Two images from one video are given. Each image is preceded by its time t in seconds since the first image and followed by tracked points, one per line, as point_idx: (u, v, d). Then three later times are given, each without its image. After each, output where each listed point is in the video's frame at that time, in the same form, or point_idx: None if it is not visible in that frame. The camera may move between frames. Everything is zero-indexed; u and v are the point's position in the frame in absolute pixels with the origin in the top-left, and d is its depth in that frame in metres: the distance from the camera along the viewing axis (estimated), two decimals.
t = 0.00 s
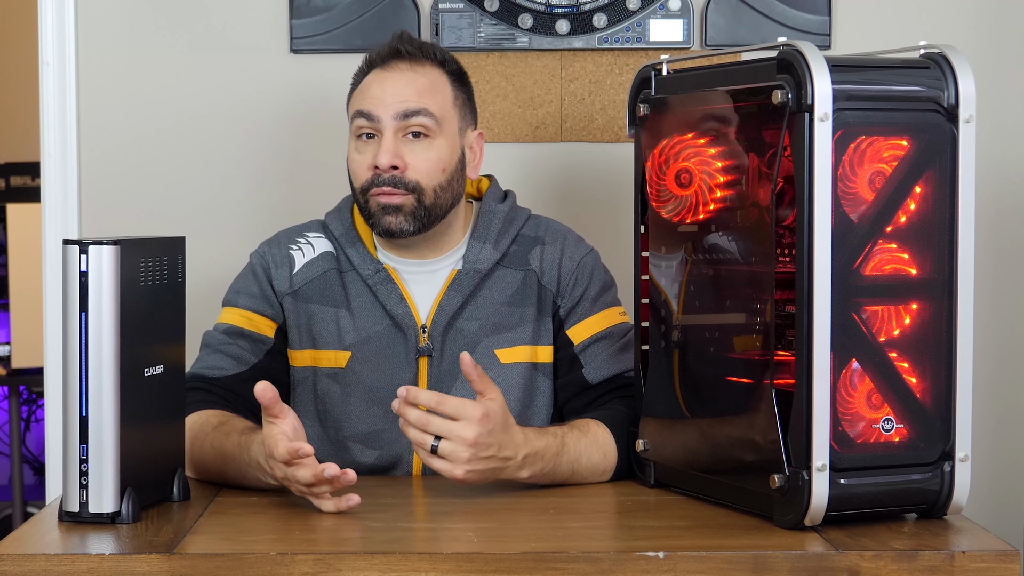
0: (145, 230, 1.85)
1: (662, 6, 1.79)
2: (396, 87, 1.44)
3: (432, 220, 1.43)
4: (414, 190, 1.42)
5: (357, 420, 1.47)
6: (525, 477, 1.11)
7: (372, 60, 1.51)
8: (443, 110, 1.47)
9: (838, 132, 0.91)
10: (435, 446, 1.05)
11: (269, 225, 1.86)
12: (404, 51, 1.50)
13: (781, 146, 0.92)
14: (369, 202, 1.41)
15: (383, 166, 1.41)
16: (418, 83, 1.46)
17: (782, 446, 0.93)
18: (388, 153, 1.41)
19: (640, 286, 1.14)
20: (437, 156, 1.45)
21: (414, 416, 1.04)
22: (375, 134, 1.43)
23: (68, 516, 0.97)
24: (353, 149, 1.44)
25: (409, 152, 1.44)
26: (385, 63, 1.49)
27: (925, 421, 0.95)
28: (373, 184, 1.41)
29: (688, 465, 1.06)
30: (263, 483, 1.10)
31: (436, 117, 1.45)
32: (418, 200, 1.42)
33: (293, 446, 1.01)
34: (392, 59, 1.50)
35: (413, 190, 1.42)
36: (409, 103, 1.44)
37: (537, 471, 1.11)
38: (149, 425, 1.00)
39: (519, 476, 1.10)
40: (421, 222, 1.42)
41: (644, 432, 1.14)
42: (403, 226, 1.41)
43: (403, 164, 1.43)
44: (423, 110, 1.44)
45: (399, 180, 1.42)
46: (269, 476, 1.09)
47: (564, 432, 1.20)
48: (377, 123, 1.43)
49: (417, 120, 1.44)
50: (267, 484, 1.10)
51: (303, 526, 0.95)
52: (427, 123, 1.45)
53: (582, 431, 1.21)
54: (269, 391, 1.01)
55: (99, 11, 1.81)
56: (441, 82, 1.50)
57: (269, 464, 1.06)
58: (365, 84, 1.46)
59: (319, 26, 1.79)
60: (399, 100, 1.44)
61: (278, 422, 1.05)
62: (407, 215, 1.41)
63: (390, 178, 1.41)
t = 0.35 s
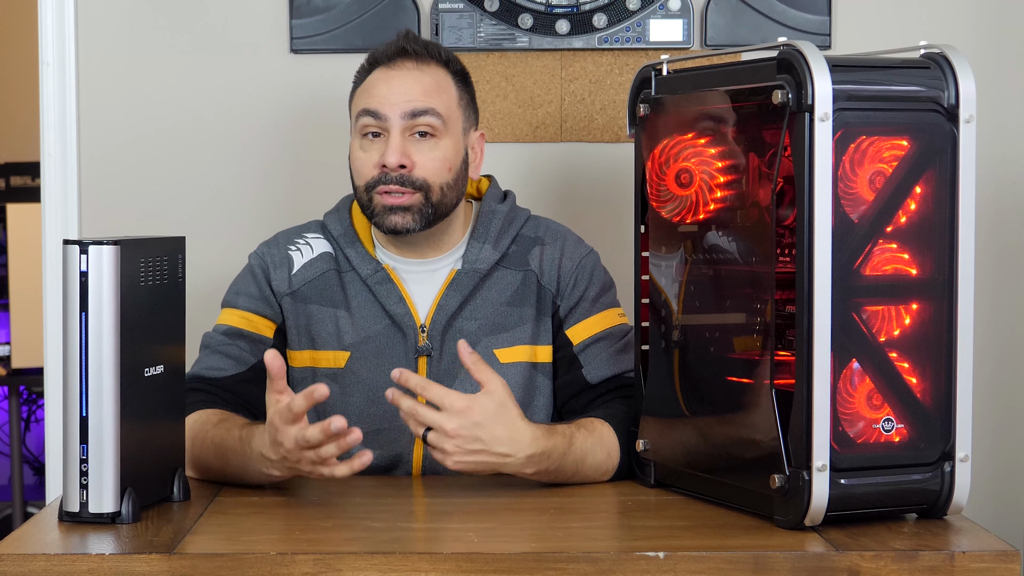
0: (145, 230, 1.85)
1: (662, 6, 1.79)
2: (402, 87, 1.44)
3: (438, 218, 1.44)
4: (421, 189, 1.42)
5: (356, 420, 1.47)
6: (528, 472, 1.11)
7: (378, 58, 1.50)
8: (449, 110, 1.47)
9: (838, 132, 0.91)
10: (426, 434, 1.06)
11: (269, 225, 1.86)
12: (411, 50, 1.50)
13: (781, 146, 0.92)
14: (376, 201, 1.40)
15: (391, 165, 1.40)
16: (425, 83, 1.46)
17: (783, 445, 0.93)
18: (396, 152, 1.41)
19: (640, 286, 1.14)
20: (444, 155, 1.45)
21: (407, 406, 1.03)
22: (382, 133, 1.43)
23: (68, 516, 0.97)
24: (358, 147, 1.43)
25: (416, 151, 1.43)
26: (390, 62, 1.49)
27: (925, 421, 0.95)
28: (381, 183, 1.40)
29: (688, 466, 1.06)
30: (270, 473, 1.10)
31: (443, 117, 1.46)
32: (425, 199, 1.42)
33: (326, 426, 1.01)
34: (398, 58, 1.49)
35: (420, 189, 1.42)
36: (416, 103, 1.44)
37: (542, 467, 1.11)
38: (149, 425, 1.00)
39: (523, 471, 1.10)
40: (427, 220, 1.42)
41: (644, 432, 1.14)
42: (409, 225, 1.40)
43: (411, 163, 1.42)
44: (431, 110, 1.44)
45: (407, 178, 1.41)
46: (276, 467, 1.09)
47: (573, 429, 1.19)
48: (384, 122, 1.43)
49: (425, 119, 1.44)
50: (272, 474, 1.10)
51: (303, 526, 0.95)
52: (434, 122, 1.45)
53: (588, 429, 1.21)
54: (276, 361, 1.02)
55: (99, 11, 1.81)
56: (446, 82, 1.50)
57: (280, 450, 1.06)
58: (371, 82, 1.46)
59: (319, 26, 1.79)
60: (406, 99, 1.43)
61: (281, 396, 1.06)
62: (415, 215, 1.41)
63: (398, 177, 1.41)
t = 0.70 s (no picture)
0: (145, 230, 1.85)
1: (662, 6, 1.79)
2: (425, 83, 1.44)
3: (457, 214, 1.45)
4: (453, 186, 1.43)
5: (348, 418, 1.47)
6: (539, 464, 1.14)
7: (393, 53, 1.49)
8: (463, 109, 1.49)
9: (838, 132, 0.91)
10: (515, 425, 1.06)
11: (269, 225, 1.86)
12: (428, 48, 1.50)
13: (781, 146, 0.92)
14: (411, 197, 1.40)
15: (428, 162, 1.41)
16: (445, 80, 1.46)
17: (782, 445, 0.94)
18: (431, 149, 1.41)
19: (640, 286, 1.15)
20: (465, 153, 1.46)
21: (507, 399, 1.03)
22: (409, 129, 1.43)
23: (68, 516, 0.97)
24: (383, 145, 1.43)
25: (445, 147, 1.43)
26: (406, 59, 1.48)
27: (925, 421, 0.95)
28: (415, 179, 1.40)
29: (689, 465, 1.06)
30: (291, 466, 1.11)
31: (463, 115, 1.47)
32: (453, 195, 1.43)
33: (390, 403, 1.00)
34: (414, 55, 1.49)
35: (452, 186, 1.42)
36: (443, 99, 1.43)
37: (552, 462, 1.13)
38: (149, 425, 1.00)
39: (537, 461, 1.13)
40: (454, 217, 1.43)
41: (644, 432, 1.14)
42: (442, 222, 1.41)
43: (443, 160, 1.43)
44: (456, 107, 1.45)
45: (443, 174, 1.41)
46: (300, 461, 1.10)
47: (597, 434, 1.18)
48: (412, 119, 1.43)
49: (452, 117, 1.44)
50: (296, 467, 1.11)
51: (303, 526, 0.95)
52: (458, 120, 1.45)
53: (603, 430, 1.21)
54: (331, 345, 0.98)
55: (99, 11, 1.81)
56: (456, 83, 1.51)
57: (316, 433, 1.07)
58: (392, 79, 1.45)
59: (318, 26, 1.79)
60: (432, 95, 1.43)
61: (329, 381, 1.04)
62: (444, 212, 1.42)
63: (434, 174, 1.41)
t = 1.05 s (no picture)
0: (145, 230, 1.85)
1: (662, 6, 1.79)
2: (425, 87, 1.44)
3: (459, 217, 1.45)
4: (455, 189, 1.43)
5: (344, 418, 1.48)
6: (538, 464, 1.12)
7: (391, 56, 1.49)
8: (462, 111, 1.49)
9: (838, 132, 0.91)
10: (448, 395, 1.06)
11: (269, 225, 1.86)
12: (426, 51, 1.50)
13: (781, 146, 0.92)
14: (414, 202, 1.40)
15: (430, 166, 1.41)
16: (444, 83, 1.46)
17: (782, 445, 0.93)
18: (433, 153, 1.41)
19: (640, 286, 1.15)
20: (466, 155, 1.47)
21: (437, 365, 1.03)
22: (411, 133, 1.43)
23: (68, 516, 0.97)
24: (384, 149, 1.44)
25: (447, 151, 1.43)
26: (405, 62, 1.48)
27: (925, 421, 0.95)
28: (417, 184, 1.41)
29: (689, 465, 1.06)
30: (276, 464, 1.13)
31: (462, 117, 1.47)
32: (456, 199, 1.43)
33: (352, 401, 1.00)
34: (413, 58, 1.49)
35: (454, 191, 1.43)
36: (444, 102, 1.44)
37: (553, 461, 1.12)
38: (149, 425, 1.00)
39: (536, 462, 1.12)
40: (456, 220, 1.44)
41: (644, 432, 1.14)
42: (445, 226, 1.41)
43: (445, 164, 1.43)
44: (456, 110, 1.45)
45: (446, 178, 1.41)
46: (282, 458, 1.12)
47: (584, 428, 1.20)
48: (413, 123, 1.43)
49: (452, 119, 1.45)
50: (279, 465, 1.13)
51: (303, 526, 0.95)
52: (458, 122, 1.46)
53: (593, 427, 1.22)
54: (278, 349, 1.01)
55: (99, 11, 1.81)
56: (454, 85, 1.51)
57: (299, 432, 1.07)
58: (392, 83, 1.45)
59: (318, 26, 1.79)
60: (433, 99, 1.43)
61: (286, 382, 1.06)
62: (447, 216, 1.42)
63: (437, 178, 1.41)
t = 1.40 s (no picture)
0: (145, 230, 1.85)
1: (662, 6, 1.79)
2: (408, 90, 1.43)
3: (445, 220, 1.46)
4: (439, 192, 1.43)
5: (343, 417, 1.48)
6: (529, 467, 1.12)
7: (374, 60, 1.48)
8: (448, 112, 1.49)
9: (838, 132, 0.91)
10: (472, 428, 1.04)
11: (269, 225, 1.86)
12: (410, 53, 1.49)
13: (781, 146, 0.92)
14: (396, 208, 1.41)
15: (413, 170, 1.41)
16: (428, 85, 1.45)
17: (782, 446, 0.93)
18: (416, 157, 1.41)
19: (640, 287, 1.15)
20: (452, 157, 1.46)
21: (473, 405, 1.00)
22: (394, 138, 1.43)
23: (68, 516, 0.97)
24: (369, 154, 1.44)
25: (431, 154, 1.43)
26: (389, 65, 1.47)
27: (925, 421, 0.95)
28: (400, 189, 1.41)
29: (689, 465, 1.06)
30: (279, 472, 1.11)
31: (448, 119, 1.47)
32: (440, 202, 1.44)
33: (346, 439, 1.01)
34: (396, 60, 1.48)
35: (438, 193, 1.43)
36: (427, 105, 1.43)
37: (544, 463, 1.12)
38: (150, 426, 1.00)
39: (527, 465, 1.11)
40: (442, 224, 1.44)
41: (644, 432, 1.14)
42: (428, 230, 1.42)
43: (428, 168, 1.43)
44: (441, 112, 1.45)
45: (429, 182, 1.42)
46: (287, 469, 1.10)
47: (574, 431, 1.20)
48: (396, 128, 1.43)
49: (437, 122, 1.44)
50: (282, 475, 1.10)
51: (303, 526, 0.95)
52: (444, 124, 1.45)
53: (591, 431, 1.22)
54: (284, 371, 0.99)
55: (99, 11, 1.81)
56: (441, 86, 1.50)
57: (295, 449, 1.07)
58: (374, 87, 1.45)
59: (318, 26, 1.79)
60: (416, 103, 1.43)
61: (292, 404, 1.04)
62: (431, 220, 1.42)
63: (420, 182, 1.42)
